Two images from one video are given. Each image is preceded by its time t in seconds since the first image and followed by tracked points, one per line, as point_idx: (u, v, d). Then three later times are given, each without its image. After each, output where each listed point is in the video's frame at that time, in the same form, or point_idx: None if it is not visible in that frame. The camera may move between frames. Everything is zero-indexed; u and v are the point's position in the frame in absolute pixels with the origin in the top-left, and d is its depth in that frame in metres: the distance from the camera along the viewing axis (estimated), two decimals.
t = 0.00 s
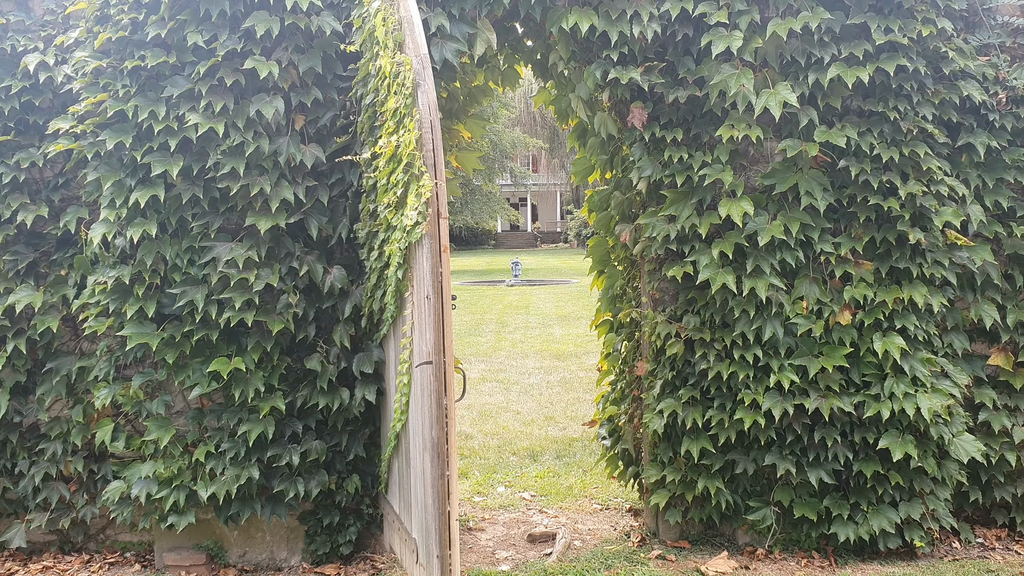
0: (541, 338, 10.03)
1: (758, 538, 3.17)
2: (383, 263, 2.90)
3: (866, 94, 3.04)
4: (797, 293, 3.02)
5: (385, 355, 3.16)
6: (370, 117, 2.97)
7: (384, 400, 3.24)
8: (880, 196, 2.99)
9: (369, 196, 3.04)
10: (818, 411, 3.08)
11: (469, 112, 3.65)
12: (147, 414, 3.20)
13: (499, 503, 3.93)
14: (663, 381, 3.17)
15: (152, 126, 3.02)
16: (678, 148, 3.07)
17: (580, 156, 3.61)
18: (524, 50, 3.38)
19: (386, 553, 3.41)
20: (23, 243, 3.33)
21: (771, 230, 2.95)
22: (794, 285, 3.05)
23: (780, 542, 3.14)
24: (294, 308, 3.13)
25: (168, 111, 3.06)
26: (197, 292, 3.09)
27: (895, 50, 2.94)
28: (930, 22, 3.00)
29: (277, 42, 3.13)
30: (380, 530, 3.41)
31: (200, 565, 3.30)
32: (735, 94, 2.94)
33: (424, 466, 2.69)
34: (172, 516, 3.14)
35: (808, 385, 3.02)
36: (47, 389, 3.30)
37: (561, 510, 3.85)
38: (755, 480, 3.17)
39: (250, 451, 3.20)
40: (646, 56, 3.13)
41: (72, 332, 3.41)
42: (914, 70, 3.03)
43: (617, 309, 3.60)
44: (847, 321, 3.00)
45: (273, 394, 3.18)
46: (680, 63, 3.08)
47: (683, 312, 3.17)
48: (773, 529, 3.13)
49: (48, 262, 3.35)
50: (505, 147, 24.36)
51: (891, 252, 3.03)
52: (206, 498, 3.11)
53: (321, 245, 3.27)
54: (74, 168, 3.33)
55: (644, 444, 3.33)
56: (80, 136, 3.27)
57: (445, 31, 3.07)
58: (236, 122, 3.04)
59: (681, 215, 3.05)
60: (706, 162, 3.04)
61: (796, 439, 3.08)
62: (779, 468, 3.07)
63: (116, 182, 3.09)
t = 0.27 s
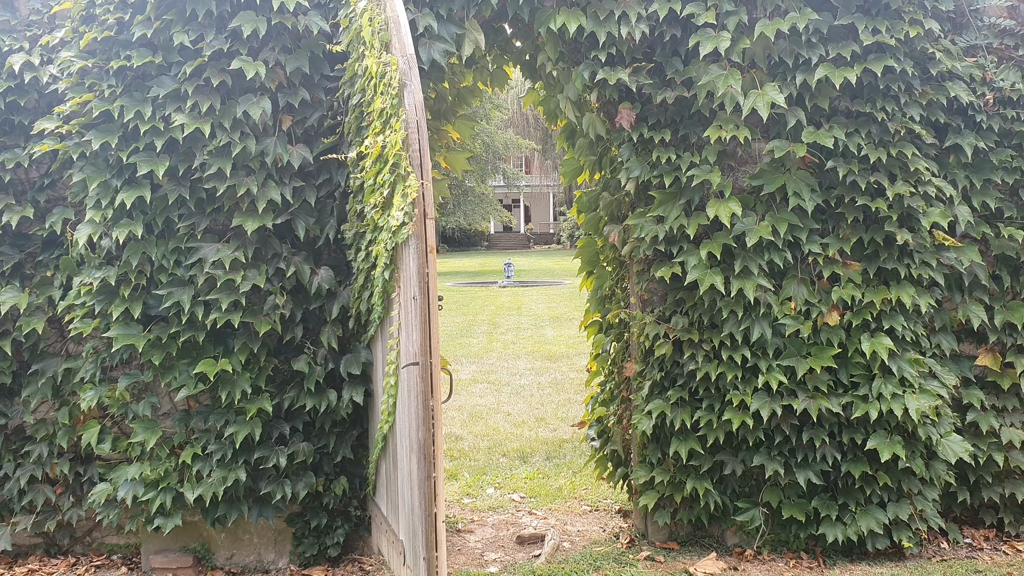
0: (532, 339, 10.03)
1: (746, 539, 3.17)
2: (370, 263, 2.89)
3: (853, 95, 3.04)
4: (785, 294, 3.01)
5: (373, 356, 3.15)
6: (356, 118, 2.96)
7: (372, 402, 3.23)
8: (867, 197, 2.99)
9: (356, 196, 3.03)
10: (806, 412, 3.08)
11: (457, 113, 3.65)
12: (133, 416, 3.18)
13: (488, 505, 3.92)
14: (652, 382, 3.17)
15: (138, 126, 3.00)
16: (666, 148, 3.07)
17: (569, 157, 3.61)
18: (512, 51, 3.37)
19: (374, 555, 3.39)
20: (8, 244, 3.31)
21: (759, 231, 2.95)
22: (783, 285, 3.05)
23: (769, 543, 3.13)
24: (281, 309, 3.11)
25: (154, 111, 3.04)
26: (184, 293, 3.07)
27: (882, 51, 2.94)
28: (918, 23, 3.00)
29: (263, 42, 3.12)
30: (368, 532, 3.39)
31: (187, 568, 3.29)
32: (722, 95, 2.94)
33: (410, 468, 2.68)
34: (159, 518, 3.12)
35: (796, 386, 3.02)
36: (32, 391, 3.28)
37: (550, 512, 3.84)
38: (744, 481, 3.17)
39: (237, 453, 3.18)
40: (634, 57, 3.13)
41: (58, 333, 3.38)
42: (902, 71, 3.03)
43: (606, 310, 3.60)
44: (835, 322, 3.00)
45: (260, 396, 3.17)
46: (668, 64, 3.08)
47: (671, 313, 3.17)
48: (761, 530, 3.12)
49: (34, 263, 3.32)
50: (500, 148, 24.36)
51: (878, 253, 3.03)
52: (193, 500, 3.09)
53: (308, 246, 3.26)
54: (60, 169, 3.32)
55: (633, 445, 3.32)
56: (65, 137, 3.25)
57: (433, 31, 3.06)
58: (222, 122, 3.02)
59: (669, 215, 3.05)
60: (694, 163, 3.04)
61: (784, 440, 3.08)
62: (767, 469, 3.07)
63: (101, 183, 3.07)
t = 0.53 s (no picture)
0: (527, 342, 10.01)
1: (739, 543, 3.15)
2: (360, 265, 2.86)
3: (845, 97, 3.04)
4: (777, 296, 3.00)
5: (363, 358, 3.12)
6: (346, 120, 2.95)
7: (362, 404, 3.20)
8: (859, 199, 2.98)
9: (346, 198, 3.01)
10: (799, 415, 3.07)
11: (449, 115, 3.65)
12: (122, 419, 3.16)
13: (480, 509, 3.90)
14: (644, 385, 3.16)
15: (126, 128, 2.98)
16: (658, 150, 3.06)
17: (561, 159, 3.61)
18: (504, 53, 3.36)
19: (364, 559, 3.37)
20: None
21: (750, 233, 2.93)
22: (775, 288, 3.04)
23: (761, 546, 3.12)
24: (270, 312, 3.10)
25: (142, 112, 3.02)
26: (173, 296, 3.05)
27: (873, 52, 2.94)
28: (910, 24, 2.99)
29: (252, 44, 3.10)
30: (359, 536, 3.37)
31: (176, 572, 3.26)
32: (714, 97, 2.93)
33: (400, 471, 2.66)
34: (147, 522, 3.10)
35: (789, 389, 3.01)
36: (20, 394, 3.25)
37: (543, 515, 3.83)
38: (737, 484, 3.16)
39: (226, 457, 3.16)
40: (625, 58, 3.12)
41: (46, 336, 3.36)
42: (893, 72, 3.02)
43: (598, 312, 3.60)
44: (827, 324, 2.99)
45: (249, 399, 3.15)
46: (659, 65, 3.07)
47: (663, 315, 3.16)
48: (753, 533, 3.11)
49: (21, 265, 3.30)
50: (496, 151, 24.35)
51: (871, 255, 3.03)
52: (181, 504, 3.07)
53: (298, 248, 3.24)
54: (48, 171, 3.29)
55: (625, 448, 3.31)
56: (53, 138, 3.22)
57: (423, 33, 3.05)
58: (211, 124, 3.00)
59: (661, 218, 3.04)
60: (685, 165, 3.03)
61: (777, 443, 3.07)
62: (760, 472, 3.06)
63: (90, 184, 3.05)
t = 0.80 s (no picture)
0: (523, 347, 9.97)
1: (737, 550, 3.12)
2: (353, 269, 2.83)
3: (842, 100, 3.01)
4: (774, 301, 2.97)
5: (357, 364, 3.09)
6: (339, 122, 2.92)
7: (355, 410, 3.17)
8: (857, 203, 2.95)
9: (339, 202, 2.98)
10: (797, 421, 3.03)
11: (444, 118, 3.62)
12: (112, 425, 3.12)
13: (475, 516, 3.86)
14: (640, 391, 3.12)
15: (116, 131, 2.95)
16: (654, 153, 3.03)
17: (557, 162, 3.58)
18: (499, 56, 3.33)
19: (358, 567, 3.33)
20: None
21: (747, 237, 2.90)
22: (772, 292, 3.01)
23: (759, 554, 3.09)
24: (262, 317, 3.06)
25: (133, 115, 2.99)
26: (163, 300, 3.01)
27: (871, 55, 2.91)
28: (907, 27, 2.97)
29: (245, 46, 3.08)
30: (352, 543, 3.33)
31: None
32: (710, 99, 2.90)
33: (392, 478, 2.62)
34: (137, 530, 3.06)
35: (787, 394, 2.98)
36: (8, 400, 3.21)
37: (538, 522, 3.79)
38: (734, 491, 3.12)
39: (218, 464, 3.12)
40: (621, 60, 3.09)
41: (36, 341, 3.32)
42: (891, 75, 3.00)
43: (594, 317, 3.58)
44: (825, 329, 2.96)
45: (241, 405, 3.11)
46: (655, 68, 3.04)
47: (659, 320, 3.13)
48: (751, 541, 3.07)
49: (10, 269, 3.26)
50: (493, 155, 24.34)
51: (869, 259, 3.00)
52: (172, 512, 3.03)
53: (290, 252, 3.20)
54: (38, 174, 3.26)
55: (622, 454, 3.27)
56: (43, 141, 3.19)
57: (417, 35, 3.02)
58: (203, 126, 2.97)
59: (657, 221, 3.01)
60: (681, 168, 3.00)
61: (775, 449, 3.04)
62: (757, 479, 3.02)
63: (79, 188, 3.01)
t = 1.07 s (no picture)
0: (521, 352, 9.89)
1: (739, 559, 3.06)
2: (346, 272, 2.76)
3: (846, 99, 2.95)
4: (777, 304, 2.91)
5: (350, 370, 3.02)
6: (332, 122, 2.86)
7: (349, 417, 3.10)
8: (862, 204, 2.89)
9: (332, 203, 2.92)
10: (801, 427, 2.97)
11: (440, 119, 3.56)
12: (100, 432, 3.04)
13: (472, 524, 3.79)
14: (641, 396, 3.06)
15: (104, 130, 2.88)
16: (654, 154, 2.97)
17: (555, 164, 3.52)
18: (497, 55, 3.27)
19: None
20: None
21: (750, 239, 2.84)
22: (775, 295, 2.95)
23: (762, 563, 3.02)
24: (253, 321, 2.99)
25: (122, 114, 2.92)
26: (152, 304, 2.94)
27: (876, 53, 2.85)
28: (912, 24, 2.91)
29: (236, 44, 3.01)
30: (346, 552, 3.26)
31: None
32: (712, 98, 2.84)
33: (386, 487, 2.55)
34: (126, 539, 2.98)
35: (790, 399, 2.91)
36: None
37: (537, 530, 3.72)
38: (736, 499, 3.06)
39: (208, 471, 3.05)
40: (621, 59, 3.03)
41: (23, 345, 3.24)
42: (896, 74, 2.94)
43: (593, 321, 3.53)
44: (830, 333, 2.89)
45: (232, 411, 3.04)
46: (655, 66, 2.98)
47: (660, 324, 3.06)
48: (754, 550, 3.01)
49: None
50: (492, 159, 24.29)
51: (874, 261, 2.93)
52: (161, 521, 2.95)
53: (283, 255, 3.14)
54: (25, 175, 3.19)
55: (622, 461, 3.21)
56: (30, 141, 3.12)
57: (413, 33, 2.95)
58: (193, 126, 2.91)
59: (657, 223, 2.94)
60: (682, 169, 2.94)
61: (778, 456, 2.97)
62: (760, 486, 2.95)
63: (67, 189, 2.95)
